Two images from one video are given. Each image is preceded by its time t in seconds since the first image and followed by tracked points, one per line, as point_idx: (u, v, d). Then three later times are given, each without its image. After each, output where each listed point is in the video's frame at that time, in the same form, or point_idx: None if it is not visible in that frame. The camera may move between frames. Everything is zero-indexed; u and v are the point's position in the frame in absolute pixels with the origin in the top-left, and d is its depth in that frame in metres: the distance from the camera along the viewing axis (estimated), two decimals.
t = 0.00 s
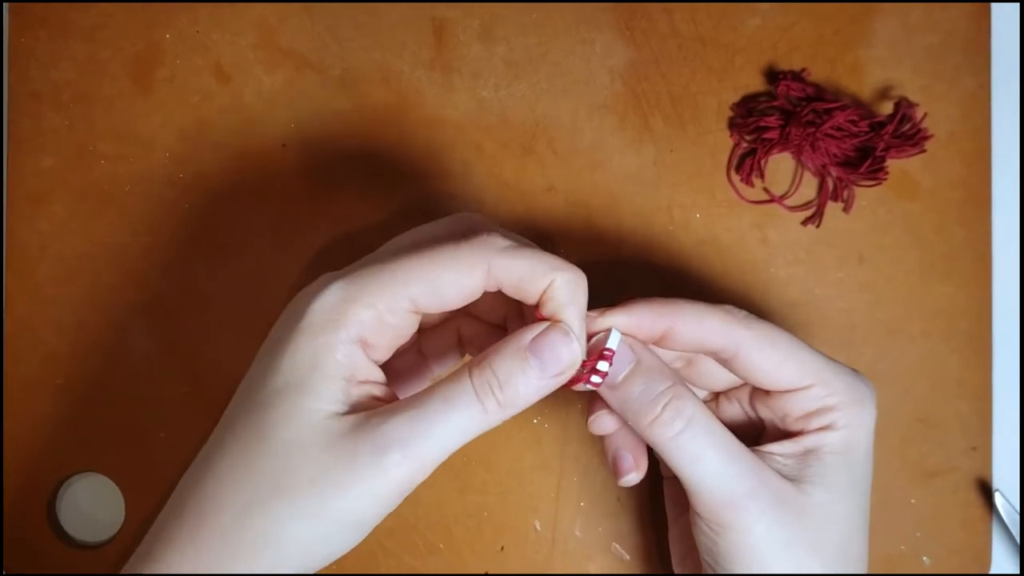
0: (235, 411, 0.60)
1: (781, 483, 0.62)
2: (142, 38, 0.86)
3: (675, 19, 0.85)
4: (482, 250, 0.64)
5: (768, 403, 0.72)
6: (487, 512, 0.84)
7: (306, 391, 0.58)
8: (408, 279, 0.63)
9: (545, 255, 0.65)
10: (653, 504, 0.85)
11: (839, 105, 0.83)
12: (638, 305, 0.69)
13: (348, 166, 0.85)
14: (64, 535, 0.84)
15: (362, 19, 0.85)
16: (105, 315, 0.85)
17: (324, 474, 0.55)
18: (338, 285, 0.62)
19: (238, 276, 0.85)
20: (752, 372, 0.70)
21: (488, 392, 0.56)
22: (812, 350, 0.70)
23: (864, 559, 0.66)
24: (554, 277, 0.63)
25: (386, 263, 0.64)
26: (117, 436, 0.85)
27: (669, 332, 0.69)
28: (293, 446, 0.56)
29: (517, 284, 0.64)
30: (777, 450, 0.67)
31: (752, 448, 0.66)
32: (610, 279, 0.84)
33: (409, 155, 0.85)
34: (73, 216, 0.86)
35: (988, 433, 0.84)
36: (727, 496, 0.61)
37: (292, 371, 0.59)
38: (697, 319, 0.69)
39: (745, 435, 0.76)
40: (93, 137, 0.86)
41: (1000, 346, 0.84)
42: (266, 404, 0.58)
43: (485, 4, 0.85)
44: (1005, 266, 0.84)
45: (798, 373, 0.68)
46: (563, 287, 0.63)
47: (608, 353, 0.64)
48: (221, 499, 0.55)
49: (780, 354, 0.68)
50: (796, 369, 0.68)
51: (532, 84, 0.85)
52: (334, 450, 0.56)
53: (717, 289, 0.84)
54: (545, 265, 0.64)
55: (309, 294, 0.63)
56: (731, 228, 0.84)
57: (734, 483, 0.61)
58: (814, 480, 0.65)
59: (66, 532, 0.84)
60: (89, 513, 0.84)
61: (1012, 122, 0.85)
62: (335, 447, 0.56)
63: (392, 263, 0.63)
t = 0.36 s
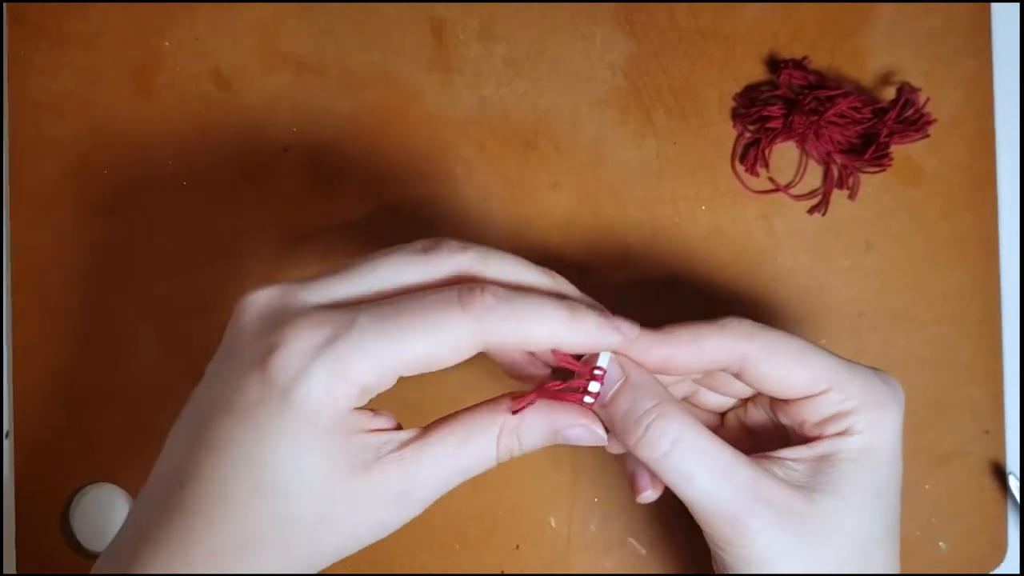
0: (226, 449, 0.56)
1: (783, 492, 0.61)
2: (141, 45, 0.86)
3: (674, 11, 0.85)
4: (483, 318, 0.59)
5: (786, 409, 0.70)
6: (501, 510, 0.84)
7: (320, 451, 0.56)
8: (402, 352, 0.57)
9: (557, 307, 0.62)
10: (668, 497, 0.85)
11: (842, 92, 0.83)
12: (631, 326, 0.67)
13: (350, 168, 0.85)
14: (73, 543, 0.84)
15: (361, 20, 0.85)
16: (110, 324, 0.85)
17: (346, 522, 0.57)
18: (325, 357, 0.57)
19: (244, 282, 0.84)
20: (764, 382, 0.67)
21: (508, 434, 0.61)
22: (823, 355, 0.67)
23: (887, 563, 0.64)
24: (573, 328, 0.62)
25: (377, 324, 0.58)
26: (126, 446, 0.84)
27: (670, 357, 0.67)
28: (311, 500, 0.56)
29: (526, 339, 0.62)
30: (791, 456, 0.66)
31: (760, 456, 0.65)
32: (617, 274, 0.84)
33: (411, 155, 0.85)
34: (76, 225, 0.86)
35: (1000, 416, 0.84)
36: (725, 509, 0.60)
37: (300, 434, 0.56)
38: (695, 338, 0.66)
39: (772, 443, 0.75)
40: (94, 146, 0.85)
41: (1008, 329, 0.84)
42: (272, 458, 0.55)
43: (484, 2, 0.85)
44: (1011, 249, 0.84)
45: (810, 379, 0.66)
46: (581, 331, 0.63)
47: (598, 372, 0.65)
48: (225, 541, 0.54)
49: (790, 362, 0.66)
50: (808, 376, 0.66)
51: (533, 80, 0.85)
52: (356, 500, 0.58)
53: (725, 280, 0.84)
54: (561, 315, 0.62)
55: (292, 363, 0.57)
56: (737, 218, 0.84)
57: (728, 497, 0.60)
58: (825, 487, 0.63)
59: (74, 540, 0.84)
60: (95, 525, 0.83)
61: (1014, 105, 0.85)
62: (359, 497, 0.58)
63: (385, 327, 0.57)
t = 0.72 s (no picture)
0: (215, 422, 0.59)
1: (785, 503, 0.62)
2: (147, 42, 0.85)
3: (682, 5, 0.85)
4: (455, 322, 0.59)
5: (798, 414, 0.70)
6: (511, 505, 0.84)
7: (302, 431, 0.59)
8: (368, 335, 0.58)
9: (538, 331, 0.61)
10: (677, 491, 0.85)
11: (850, 85, 0.83)
12: (636, 332, 0.70)
13: (358, 163, 0.85)
14: (81, 538, 0.84)
15: (368, 15, 0.85)
16: (118, 321, 0.85)
17: (337, 504, 0.60)
18: (296, 331, 0.58)
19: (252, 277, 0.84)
20: (774, 386, 0.68)
21: (502, 431, 0.62)
22: (836, 358, 0.67)
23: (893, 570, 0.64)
24: (548, 362, 0.61)
25: (349, 306, 0.59)
26: (135, 442, 0.84)
27: (678, 360, 0.68)
28: (300, 483, 0.59)
29: (500, 357, 0.61)
30: (799, 464, 0.66)
31: (766, 463, 0.65)
32: (625, 268, 0.84)
33: (419, 150, 0.84)
34: (84, 222, 0.85)
35: (1008, 408, 0.84)
36: (724, 518, 0.61)
37: (282, 412, 0.58)
38: (702, 341, 0.68)
39: (786, 446, 0.75)
40: (101, 142, 0.85)
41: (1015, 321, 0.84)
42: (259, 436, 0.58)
43: None
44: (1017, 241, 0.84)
45: (820, 385, 0.66)
46: (552, 368, 0.62)
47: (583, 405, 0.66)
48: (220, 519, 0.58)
49: (800, 367, 0.67)
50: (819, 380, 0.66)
51: (541, 74, 0.85)
52: (345, 485, 0.60)
53: (733, 274, 0.84)
54: (540, 342, 0.61)
55: (268, 329, 0.59)
56: (745, 212, 0.84)
57: (728, 506, 0.60)
58: (830, 499, 0.63)
59: (83, 535, 0.84)
60: (105, 520, 0.83)
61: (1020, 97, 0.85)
62: (347, 482, 0.60)
63: (355, 309, 0.58)
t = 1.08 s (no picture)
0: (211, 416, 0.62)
1: (779, 512, 0.62)
2: (144, 39, 0.86)
3: (678, 13, 0.85)
4: (444, 291, 0.62)
5: (795, 424, 0.70)
6: (497, 509, 0.84)
7: (292, 397, 0.61)
8: (361, 303, 0.61)
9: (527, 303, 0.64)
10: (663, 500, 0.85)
11: (844, 97, 0.83)
12: (642, 331, 0.66)
13: (351, 164, 0.85)
14: (66, 534, 0.84)
15: (364, 16, 0.85)
16: (109, 317, 0.85)
17: (323, 476, 0.61)
18: (290, 297, 0.61)
19: (243, 276, 0.84)
20: (775, 394, 0.67)
21: (477, 397, 0.62)
22: (840, 372, 0.67)
23: None
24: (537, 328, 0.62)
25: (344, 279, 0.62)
26: (124, 438, 0.84)
27: (683, 362, 0.66)
28: (288, 450, 0.61)
29: (486, 334, 0.63)
30: (794, 475, 0.66)
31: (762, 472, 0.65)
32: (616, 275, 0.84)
33: (413, 153, 0.84)
34: (77, 218, 0.85)
35: (997, 424, 0.84)
36: (717, 523, 0.61)
37: (272, 386, 0.61)
38: (708, 345, 0.66)
39: (775, 455, 0.74)
40: (95, 138, 0.85)
41: (1006, 336, 0.84)
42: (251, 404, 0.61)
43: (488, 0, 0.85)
44: (1010, 257, 0.84)
45: (823, 397, 0.66)
46: (543, 334, 0.62)
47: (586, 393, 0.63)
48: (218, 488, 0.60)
49: (805, 378, 0.66)
50: (822, 393, 0.66)
51: (536, 80, 0.85)
52: (331, 455, 0.61)
53: (724, 284, 0.84)
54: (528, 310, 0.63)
55: (262, 299, 0.62)
56: (738, 222, 0.84)
57: (721, 513, 0.61)
58: (825, 511, 0.63)
59: (69, 530, 0.84)
60: (94, 518, 0.84)
61: (1015, 112, 0.85)
62: (334, 455, 0.61)
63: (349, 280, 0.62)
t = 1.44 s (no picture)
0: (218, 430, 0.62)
1: (789, 517, 0.62)
2: (141, 41, 0.86)
3: (675, 22, 0.85)
4: (417, 258, 0.64)
5: (799, 429, 0.70)
6: (489, 515, 0.84)
7: (286, 390, 0.61)
8: (336, 283, 0.63)
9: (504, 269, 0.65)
10: (654, 507, 0.85)
11: (840, 107, 0.83)
12: (661, 329, 0.64)
13: (348, 168, 0.85)
14: (57, 534, 0.84)
15: (362, 21, 0.85)
16: (105, 319, 0.85)
17: (315, 473, 0.58)
18: (267, 293, 0.63)
19: (238, 279, 0.84)
20: (784, 399, 0.67)
21: (462, 378, 0.58)
22: (852, 381, 0.67)
23: None
24: (511, 291, 0.64)
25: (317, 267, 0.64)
26: (118, 440, 0.84)
27: (698, 363, 0.65)
28: (285, 449, 0.59)
29: (464, 302, 0.65)
30: (801, 480, 0.66)
31: (772, 475, 0.65)
32: (611, 282, 0.84)
33: (409, 157, 0.85)
34: (73, 219, 0.86)
35: (989, 435, 0.84)
36: (730, 528, 0.61)
37: (265, 389, 0.61)
38: (727, 347, 0.65)
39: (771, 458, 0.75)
40: (92, 139, 0.85)
41: (1000, 347, 0.84)
42: (248, 400, 0.61)
43: (486, 6, 0.85)
44: (1005, 268, 0.84)
45: (834, 405, 0.66)
46: (519, 295, 0.63)
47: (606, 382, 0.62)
48: (223, 490, 0.60)
49: (816, 385, 0.66)
50: (833, 400, 0.66)
51: (533, 86, 0.85)
52: (325, 452, 0.59)
53: (719, 292, 0.84)
54: (504, 276, 0.64)
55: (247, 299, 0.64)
56: (733, 230, 0.84)
57: (734, 516, 0.60)
58: (832, 517, 0.63)
59: (60, 530, 0.84)
60: (87, 520, 0.84)
61: (1011, 123, 0.85)
62: (331, 453, 0.59)
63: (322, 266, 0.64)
